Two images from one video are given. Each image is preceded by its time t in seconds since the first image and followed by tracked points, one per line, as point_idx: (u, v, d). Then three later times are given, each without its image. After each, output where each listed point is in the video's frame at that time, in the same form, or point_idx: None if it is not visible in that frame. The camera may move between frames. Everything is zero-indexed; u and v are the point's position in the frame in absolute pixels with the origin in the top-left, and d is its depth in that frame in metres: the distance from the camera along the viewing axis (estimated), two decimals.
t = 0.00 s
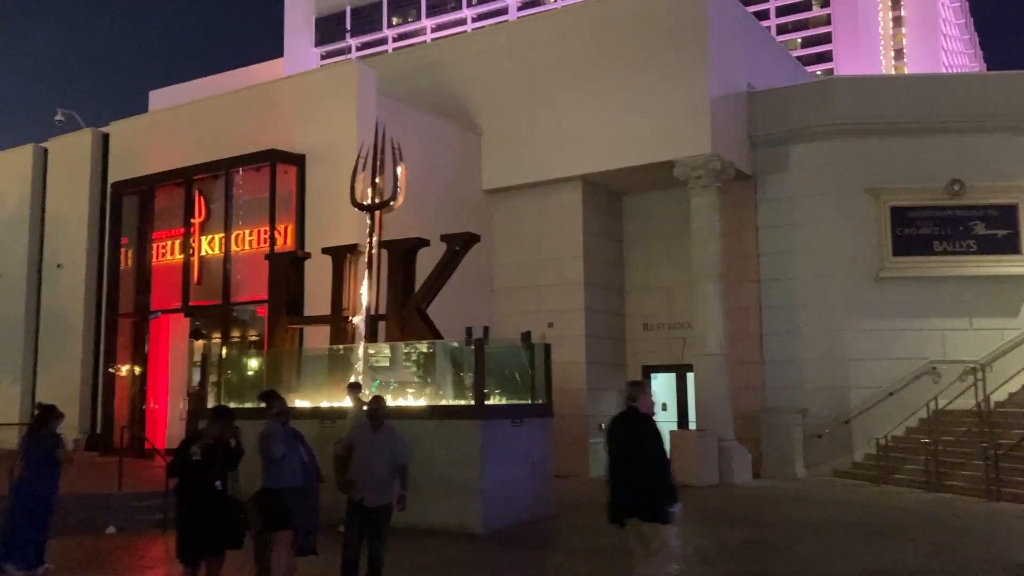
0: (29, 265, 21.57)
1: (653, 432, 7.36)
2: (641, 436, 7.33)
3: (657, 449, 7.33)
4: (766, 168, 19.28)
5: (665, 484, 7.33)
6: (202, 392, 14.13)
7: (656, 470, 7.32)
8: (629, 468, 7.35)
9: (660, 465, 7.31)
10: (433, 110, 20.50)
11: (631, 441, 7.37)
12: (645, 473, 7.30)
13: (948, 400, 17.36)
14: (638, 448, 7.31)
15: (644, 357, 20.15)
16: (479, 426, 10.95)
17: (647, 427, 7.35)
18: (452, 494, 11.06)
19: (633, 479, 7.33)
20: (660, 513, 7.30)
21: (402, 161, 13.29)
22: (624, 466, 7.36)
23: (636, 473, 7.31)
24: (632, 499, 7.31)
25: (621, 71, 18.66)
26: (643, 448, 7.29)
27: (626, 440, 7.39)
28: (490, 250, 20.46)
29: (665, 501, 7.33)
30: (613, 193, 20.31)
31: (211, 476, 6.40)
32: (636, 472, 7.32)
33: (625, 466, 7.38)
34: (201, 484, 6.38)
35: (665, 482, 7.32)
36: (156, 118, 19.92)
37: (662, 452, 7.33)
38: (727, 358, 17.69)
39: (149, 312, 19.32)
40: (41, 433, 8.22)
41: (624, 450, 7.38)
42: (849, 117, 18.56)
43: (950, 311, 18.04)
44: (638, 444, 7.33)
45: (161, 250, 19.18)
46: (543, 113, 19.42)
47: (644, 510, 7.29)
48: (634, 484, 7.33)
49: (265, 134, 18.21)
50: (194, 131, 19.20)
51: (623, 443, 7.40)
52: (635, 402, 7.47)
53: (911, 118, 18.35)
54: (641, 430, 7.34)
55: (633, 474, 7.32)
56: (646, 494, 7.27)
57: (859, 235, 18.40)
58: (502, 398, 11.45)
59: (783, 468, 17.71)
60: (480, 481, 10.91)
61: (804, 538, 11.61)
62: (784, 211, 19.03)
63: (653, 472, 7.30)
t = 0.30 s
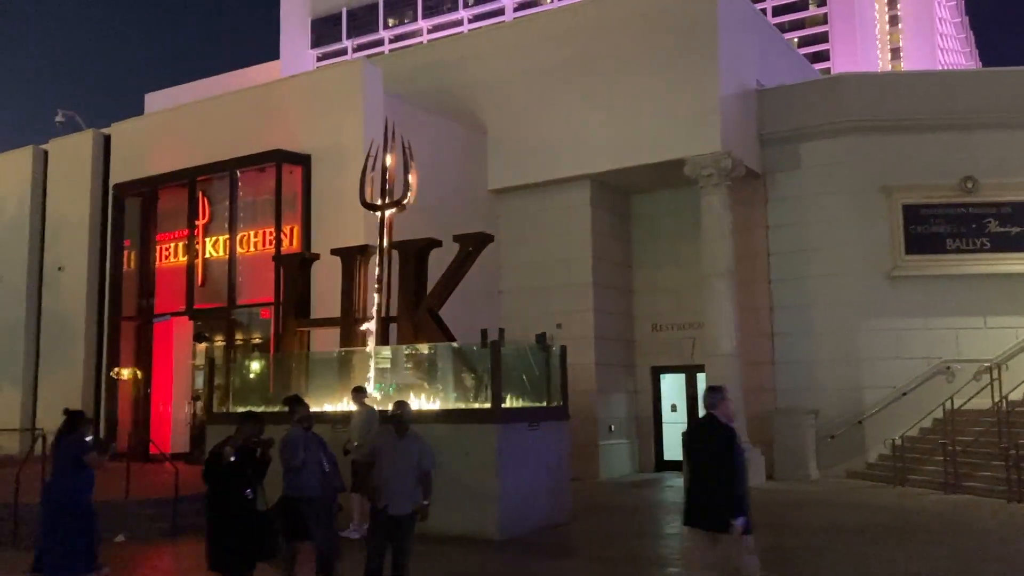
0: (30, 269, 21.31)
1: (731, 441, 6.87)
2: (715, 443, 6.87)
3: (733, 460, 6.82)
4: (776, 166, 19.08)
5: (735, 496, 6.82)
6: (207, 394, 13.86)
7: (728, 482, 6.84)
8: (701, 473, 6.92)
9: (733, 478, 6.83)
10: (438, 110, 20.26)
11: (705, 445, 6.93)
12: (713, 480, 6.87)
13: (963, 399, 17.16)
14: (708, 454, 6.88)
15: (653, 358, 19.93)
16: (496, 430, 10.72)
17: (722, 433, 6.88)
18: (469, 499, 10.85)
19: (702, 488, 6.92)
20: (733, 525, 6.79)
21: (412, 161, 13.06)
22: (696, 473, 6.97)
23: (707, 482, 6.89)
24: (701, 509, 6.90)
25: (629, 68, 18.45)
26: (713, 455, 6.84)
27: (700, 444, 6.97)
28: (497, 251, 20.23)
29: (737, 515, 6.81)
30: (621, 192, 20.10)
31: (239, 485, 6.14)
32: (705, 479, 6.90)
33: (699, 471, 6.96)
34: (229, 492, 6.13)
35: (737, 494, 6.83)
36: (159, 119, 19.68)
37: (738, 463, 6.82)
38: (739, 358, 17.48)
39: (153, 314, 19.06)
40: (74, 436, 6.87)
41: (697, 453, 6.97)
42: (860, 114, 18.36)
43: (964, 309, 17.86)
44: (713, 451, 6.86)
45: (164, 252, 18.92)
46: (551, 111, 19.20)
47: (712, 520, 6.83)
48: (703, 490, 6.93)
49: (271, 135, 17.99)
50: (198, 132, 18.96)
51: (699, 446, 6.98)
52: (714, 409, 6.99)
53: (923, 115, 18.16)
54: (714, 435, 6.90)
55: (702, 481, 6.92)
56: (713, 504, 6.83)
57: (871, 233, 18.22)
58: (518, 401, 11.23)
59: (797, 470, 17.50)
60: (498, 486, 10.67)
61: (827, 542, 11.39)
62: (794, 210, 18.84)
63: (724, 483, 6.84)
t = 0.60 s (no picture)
0: (21, 275, 20.95)
1: (813, 436, 6.28)
2: (796, 442, 6.27)
3: (820, 460, 6.21)
4: (777, 162, 18.92)
5: (824, 495, 6.22)
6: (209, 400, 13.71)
7: (813, 482, 6.23)
8: (780, 476, 6.33)
9: (820, 478, 6.21)
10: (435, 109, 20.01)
11: (784, 447, 6.32)
12: (798, 479, 6.25)
13: (971, 394, 17.02)
14: (790, 454, 6.27)
15: (655, 357, 19.72)
16: (507, 432, 10.49)
17: (804, 429, 6.30)
18: (480, 502, 10.60)
19: (786, 489, 6.31)
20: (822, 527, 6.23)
21: (415, 158, 12.84)
22: (777, 472, 6.36)
23: (791, 482, 6.28)
24: (787, 512, 6.29)
25: (630, 64, 18.25)
26: (797, 453, 6.24)
27: (779, 446, 6.35)
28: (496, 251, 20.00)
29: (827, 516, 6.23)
30: (621, 190, 19.90)
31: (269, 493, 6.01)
32: (789, 478, 6.29)
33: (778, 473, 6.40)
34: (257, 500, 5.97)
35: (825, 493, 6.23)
36: (153, 121, 19.39)
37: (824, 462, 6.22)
38: (744, 356, 17.27)
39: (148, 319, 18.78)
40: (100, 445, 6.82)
41: (774, 456, 6.37)
42: (862, 108, 18.21)
43: (970, 303, 17.73)
44: (794, 449, 6.26)
45: (159, 256, 18.64)
46: (550, 109, 18.98)
47: (800, 523, 6.25)
48: (785, 493, 6.31)
49: (267, 136, 17.74)
50: (193, 134, 18.69)
51: (776, 447, 6.41)
52: (796, 409, 6.40)
53: (926, 108, 18.03)
54: (795, 431, 6.31)
55: (784, 482, 6.32)
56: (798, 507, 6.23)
57: (875, 228, 18.05)
58: (528, 403, 11.01)
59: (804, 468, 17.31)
60: (509, 488, 10.44)
61: (845, 541, 11.21)
62: (796, 205, 18.68)
63: (810, 482, 6.23)
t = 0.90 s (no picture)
0: (14, 284, 20.59)
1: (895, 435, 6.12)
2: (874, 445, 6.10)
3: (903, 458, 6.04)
4: (783, 161, 18.69)
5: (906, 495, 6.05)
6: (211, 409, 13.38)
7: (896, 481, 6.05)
8: (853, 479, 6.15)
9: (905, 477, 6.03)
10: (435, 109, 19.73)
11: (859, 451, 6.15)
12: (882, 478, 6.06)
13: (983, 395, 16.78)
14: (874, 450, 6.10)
15: (661, 360, 19.45)
16: (521, 439, 10.20)
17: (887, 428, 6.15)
18: (494, 512, 10.31)
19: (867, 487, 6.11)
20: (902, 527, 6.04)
21: (420, 159, 12.55)
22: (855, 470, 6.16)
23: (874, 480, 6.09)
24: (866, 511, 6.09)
25: (633, 62, 17.99)
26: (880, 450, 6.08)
27: (854, 450, 6.18)
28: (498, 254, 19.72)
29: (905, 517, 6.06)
30: (624, 191, 19.64)
31: (297, 505, 5.55)
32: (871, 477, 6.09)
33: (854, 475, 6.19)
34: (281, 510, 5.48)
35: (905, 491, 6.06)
36: (149, 125, 19.09)
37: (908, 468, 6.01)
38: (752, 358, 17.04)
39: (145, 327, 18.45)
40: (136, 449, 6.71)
41: (850, 462, 6.20)
42: (868, 105, 17.98)
43: (980, 302, 17.50)
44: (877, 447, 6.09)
45: (156, 263, 18.32)
46: (552, 109, 18.71)
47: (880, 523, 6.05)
48: (861, 495, 6.13)
49: (265, 138, 17.43)
50: (190, 137, 18.37)
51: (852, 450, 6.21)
52: (876, 408, 6.24)
53: (933, 105, 17.81)
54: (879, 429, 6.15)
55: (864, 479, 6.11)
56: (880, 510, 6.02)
57: (883, 227, 17.83)
58: (541, 408, 10.73)
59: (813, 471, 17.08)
60: (524, 497, 10.17)
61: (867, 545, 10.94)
62: (803, 205, 18.45)
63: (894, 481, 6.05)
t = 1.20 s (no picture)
0: (11, 289, 20.32)
1: (970, 439, 5.90)
2: (949, 450, 5.90)
3: (978, 463, 5.83)
4: (789, 167, 18.56)
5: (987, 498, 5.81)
6: (219, 417, 13.16)
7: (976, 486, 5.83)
8: (933, 487, 5.98)
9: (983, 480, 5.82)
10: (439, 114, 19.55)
11: (937, 458, 5.95)
12: (959, 485, 5.87)
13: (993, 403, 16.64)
14: (947, 457, 5.91)
15: (666, 367, 19.27)
16: (535, 447, 10.04)
17: (959, 431, 5.92)
18: (507, 520, 10.12)
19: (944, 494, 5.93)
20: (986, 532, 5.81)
21: (430, 162, 12.38)
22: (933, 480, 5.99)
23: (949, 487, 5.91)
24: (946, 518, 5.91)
25: (639, 68, 17.87)
26: (954, 457, 5.87)
27: (931, 459, 5.99)
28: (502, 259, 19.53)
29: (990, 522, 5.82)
30: (629, 197, 19.49)
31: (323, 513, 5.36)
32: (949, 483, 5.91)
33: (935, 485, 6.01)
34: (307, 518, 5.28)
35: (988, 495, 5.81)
36: (149, 127, 18.86)
37: (983, 473, 5.82)
38: (761, 365, 16.88)
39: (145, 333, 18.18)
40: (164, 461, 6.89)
41: (928, 470, 6.01)
42: (876, 112, 17.87)
43: (988, 310, 17.38)
44: (949, 454, 5.90)
45: (157, 267, 18.07)
46: (557, 114, 18.57)
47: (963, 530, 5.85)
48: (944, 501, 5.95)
49: (268, 141, 17.23)
50: (192, 140, 18.15)
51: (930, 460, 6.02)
52: (948, 411, 6.01)
53: (941, 111, 17.72)
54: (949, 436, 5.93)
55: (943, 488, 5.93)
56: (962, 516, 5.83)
57: (891, 235, 17.72)
58: (555, 415, 10.56)
59: (822, 480, 16.90)
60: (538, 506, 9.98)
61: (885, 554, 10.75)
62: (810, 211, 18.32)
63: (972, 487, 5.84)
